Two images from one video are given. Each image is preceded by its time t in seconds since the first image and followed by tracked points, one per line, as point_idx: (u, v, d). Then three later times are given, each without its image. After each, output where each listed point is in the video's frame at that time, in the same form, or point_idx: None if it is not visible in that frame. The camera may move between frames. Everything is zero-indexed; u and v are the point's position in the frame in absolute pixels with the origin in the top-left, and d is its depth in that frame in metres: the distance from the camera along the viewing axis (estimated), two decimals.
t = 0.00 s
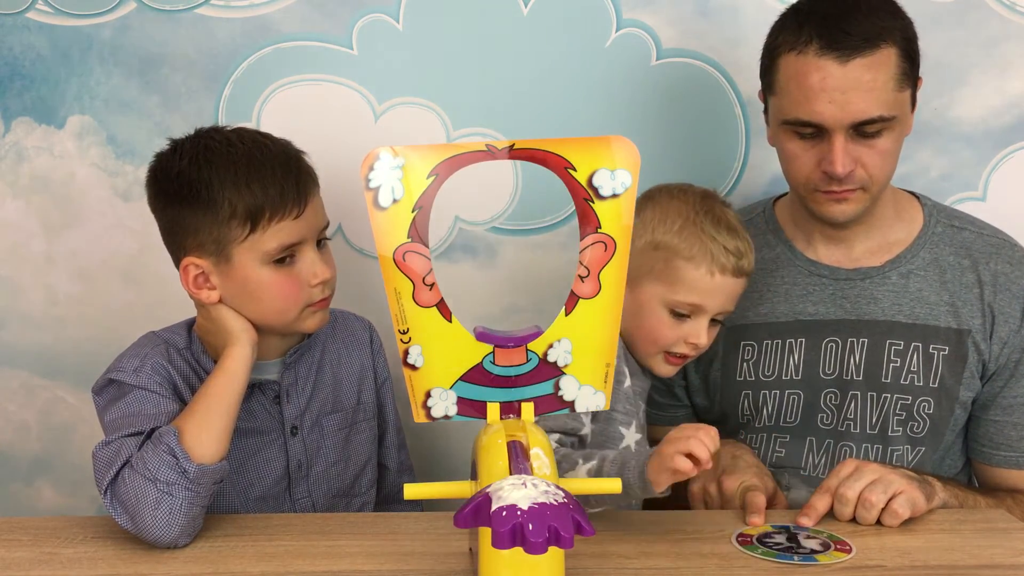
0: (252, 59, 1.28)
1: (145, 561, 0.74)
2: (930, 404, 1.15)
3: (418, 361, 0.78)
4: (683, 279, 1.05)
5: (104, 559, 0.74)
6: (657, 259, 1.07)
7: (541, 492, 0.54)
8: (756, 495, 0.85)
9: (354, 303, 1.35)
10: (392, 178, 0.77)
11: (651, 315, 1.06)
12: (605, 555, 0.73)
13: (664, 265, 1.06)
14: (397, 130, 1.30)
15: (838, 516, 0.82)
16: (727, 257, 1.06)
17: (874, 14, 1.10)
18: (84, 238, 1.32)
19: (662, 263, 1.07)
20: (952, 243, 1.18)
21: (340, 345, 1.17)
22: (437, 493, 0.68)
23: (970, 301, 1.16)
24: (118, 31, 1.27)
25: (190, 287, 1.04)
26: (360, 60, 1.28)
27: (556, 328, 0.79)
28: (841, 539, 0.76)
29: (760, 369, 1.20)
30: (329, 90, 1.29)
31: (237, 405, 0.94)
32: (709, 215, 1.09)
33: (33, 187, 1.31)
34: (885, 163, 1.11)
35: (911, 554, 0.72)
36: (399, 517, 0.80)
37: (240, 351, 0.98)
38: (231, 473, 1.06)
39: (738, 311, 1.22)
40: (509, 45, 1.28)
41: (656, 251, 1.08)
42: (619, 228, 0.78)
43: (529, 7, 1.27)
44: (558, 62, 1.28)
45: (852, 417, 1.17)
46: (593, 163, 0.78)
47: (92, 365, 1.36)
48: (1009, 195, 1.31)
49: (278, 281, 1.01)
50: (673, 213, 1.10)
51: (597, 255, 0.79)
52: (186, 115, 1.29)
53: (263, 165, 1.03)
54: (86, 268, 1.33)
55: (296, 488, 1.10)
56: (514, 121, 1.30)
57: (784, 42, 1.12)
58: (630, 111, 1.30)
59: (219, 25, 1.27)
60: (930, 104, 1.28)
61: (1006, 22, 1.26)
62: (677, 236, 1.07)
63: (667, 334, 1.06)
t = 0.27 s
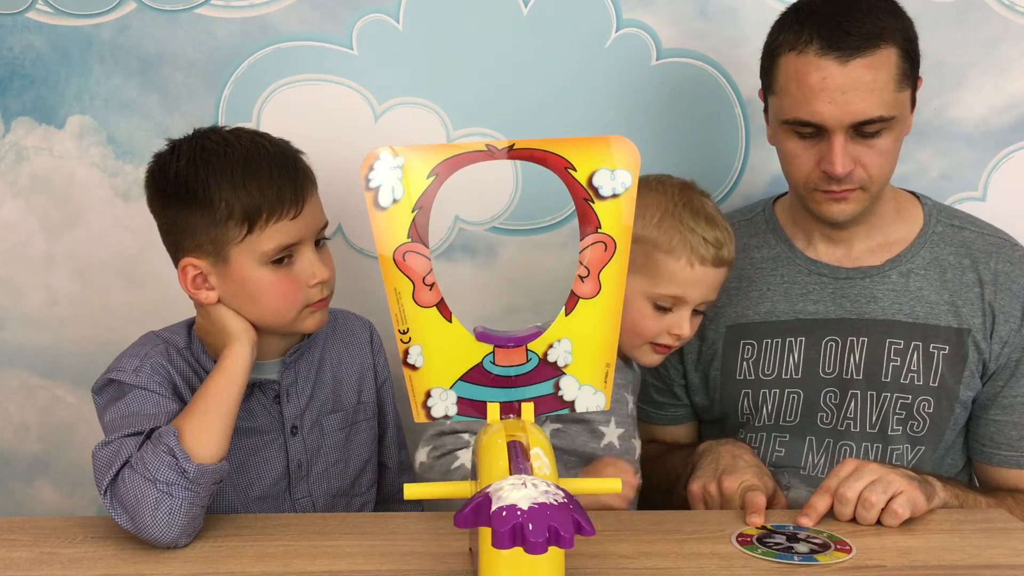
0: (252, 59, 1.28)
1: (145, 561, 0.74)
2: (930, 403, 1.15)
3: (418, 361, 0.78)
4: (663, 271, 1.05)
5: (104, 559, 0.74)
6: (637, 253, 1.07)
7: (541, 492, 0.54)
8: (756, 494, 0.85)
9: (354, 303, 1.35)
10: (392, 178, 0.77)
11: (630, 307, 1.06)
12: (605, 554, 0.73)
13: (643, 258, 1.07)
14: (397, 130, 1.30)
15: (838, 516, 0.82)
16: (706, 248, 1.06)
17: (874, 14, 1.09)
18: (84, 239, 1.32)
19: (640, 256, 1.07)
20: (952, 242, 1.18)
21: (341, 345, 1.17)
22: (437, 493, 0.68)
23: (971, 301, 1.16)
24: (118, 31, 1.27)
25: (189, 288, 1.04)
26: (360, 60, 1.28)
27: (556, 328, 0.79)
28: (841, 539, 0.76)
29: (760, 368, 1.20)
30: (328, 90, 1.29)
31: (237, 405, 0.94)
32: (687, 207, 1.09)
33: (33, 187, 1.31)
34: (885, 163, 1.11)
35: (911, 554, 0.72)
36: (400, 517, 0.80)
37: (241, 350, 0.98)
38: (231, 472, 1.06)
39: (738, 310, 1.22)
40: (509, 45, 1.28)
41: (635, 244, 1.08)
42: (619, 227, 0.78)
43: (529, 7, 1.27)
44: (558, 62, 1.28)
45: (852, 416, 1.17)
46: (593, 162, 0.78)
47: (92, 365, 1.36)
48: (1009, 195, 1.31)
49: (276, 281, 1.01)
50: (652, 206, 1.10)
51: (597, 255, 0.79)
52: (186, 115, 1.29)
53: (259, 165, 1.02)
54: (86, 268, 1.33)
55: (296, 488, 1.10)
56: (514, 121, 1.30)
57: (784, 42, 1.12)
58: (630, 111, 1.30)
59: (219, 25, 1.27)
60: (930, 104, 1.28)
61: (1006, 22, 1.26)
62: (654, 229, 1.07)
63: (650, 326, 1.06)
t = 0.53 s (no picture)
0: (252, 59, 1.28)
1: (145, 561, 0.74)
2: (930, 404, 1.15)
3: (418, 361, 0.78)
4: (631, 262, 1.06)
5: (104, 559, 0.74)
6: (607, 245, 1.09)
7: (541, 492, 0.54)
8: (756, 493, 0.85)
9: (354, 303, 1.35)
10: (392, 178, 0.77)
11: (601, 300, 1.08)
12: (605, 554, 0.73)
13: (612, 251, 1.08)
14: (398, 130, 1.30)
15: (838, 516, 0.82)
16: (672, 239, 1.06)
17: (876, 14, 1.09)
18: (84, 239, 1.32)
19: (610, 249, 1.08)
20: (952, 243, 1.18)
21: (341, 345, 1.17)
22: (436, 493, 0.68)
23: (971, 301, 1.16)
24: (118, 31, 1.27)
25: (188, 288, 1.04)
26: (360, 60, 1.28)
27: (556, 328, 0.79)
28: (842, 539, 0.76)
29: (760, 368, 1.20)
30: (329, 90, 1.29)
31: (236, 404, 0.94)
32: (653, 199, 1.10)
33: (33, 187, 1.31)
34: (885, 163, 1.11)
35: (912, 554, 0.72)
36: (399, 517, 0.80)
37: (240, 350, 0.98)
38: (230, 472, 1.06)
39: (738, 310, 1.22)
40: (509, 45, 1.28)
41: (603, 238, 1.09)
42: (619, 227, 0.78)
43: (529, 7, 1.27)
44: (558, 62, 1.28)
45: (852, 417, 1.17)
46: (593, 162, 0.78)
47: (91, 365, 1.36)
48: (1009, 195, 1.31)
49: (275, 280, 1.01)
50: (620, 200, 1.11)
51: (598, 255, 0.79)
52: (186, 115, 1.29)
53: (256, 165, 1.02)
54: (86, 268, 1.33)
55: (296, 487, 1.10)
56: (514, 121, 1.30)
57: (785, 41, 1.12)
58: (630, 111, 1.30)
59: (219, 25, 1.27)
60: (930, 104, 1.28)
61: (1006, 22, 1.26)
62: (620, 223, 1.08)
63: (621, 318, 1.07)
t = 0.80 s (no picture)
0: (253, 59, 1.27)
1: (145, 561, 0.74)
2: (930, 404, 1.15)
3: (418, 361, 0.78)
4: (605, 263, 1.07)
5: (104, 559, 0.74)
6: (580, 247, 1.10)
7: (541, 492, 0.54)
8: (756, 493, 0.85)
9: (354, 303, 1.35)
10: (392, 178, 0.77)
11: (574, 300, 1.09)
12: (605, 554, 0.73)
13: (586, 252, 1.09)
14: (398, 130, 1.30)
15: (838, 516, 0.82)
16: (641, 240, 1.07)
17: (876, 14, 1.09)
18: (84, 239, 1.32)
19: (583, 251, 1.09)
20: (952, 243, 1.18)
21: (340, 345, 1.17)
22: (435, 493, 0.68)
23: (971, 301, 1.16)
24: (118, 31, 1.27)
25: (186, 288, 1.05)
26: (360, 60, 1.28)
27: (556, 328, 0.78)
28: (841, 539, 0.76)
29: (760, 368, 1.20)
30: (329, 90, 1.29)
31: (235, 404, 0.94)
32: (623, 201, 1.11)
33: (33, 187, 1.31)
34: (885, 162, 1.11)
35: (911, 554, 0.72)
36: (400, 517, 0.80)
37: (238, 350, 0.98)
38: (230, 472, 1.06)
39: (737, 310, 1.22)
40: (509, 45, 1.28)
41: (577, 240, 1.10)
42: (619, 227, 0.78)
43: (529, 7, 1.27)
44: (558, 62, 1.28)
45: (852, 417, 1.17)
46: (593, 162, 0.78)
47: (91, 365, 1.36)
48: (1009, 195, 1.31)
49: (272, 280, 1.01)
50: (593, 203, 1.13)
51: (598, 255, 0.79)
52: (186, 115, 1.29)
53: (251, 165, 1.02)
54: (86, 268, 1.33)
55: (295, 488, 1.10)
56: (514, 121, 1.30)
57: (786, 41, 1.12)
58: (630, 111, 1.30)
59: (219, 25, 1.27)
60: (930, 104, 1.28)
61: (1005, 22, 1.26)
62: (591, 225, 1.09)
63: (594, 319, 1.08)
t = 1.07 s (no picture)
0: (253, 59, 1.27)
1: (145, 561, 0.74)
2: (930, 401, 1.15)
3: (418, 361, 0.78)
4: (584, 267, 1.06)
5: (104, 559, 0.74)
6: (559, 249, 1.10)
7: (541, 492, 0.54)
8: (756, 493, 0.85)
9: (354, 303, 1.35)
10: (392, 178, 0.77)
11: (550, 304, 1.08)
12: (605, 554, 0.73)
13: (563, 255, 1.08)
14: (398, 130, 1.30)
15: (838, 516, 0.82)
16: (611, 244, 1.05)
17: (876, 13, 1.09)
18: (84, 239, 1.32)
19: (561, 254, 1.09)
20: (953, 242, 1.19)
21: (340, 344, 1.17)
22: (434, 493, 0.68)
23: (971, 299, 1.16)
24: (118, 31, 1.27)
25: (185, 287, 1.05)
26: (360, 60, 1.28)
27: (556, 328, 0.78)
28: (841, 538, 0.76)
29: (760, 365, 1.20)
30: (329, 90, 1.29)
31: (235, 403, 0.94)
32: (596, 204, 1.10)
33: (33, 187, 1.31)
34: (877, 157, 1.10)
35: (912, 554, 0.72)
36: (400, 517, 0.80)
37: (237, 350, 0.98)
38: (230, 472, 1.07)
39: (738, 307, 1.22)
40: (508, 45, 1.28)
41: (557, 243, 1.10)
42: (619, 227, 0.78)
43: (529, 7, 1.27)
44: (558, 62, 1.28)
45: (852, 414, 1.17)
46: (593, 162, 0.78)
47: (91, 365, 1.36)
48: (1009, 194, 1.31)
49: (271, 280, 1.01)
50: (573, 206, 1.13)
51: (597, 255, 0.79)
52: (186, 116, 1.29)
53: (249, 165, 1.02)
54: (86, 268, 1.33)
55: (295, 488, 1.10)
56: (514, 121, 1.30)
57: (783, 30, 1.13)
58: (630, 111, 1.30)
59: (219, 25, 1.27)
60: (930, 104, 1.28)
61: (1005, 22, 1.26)
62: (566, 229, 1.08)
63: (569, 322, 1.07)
